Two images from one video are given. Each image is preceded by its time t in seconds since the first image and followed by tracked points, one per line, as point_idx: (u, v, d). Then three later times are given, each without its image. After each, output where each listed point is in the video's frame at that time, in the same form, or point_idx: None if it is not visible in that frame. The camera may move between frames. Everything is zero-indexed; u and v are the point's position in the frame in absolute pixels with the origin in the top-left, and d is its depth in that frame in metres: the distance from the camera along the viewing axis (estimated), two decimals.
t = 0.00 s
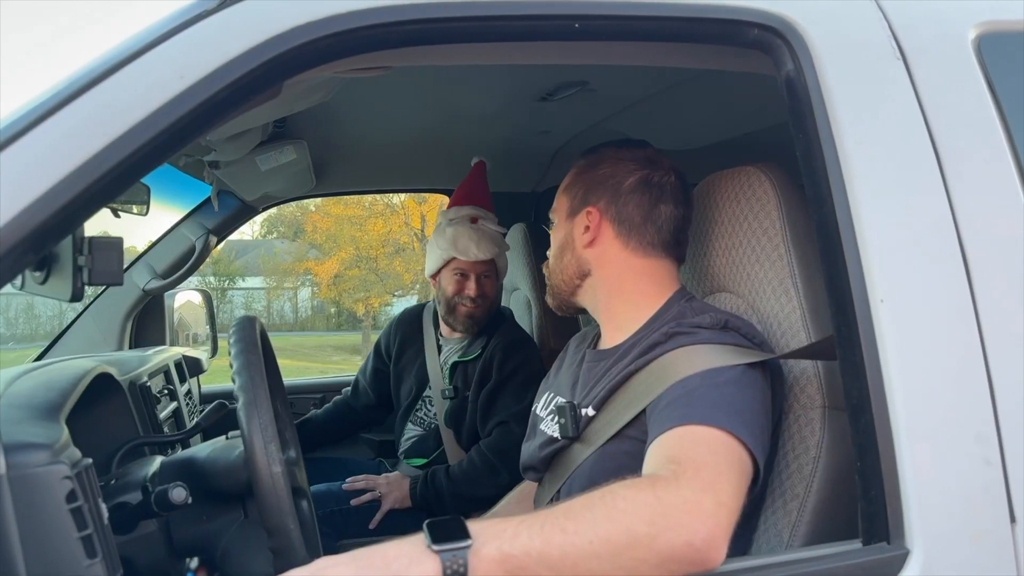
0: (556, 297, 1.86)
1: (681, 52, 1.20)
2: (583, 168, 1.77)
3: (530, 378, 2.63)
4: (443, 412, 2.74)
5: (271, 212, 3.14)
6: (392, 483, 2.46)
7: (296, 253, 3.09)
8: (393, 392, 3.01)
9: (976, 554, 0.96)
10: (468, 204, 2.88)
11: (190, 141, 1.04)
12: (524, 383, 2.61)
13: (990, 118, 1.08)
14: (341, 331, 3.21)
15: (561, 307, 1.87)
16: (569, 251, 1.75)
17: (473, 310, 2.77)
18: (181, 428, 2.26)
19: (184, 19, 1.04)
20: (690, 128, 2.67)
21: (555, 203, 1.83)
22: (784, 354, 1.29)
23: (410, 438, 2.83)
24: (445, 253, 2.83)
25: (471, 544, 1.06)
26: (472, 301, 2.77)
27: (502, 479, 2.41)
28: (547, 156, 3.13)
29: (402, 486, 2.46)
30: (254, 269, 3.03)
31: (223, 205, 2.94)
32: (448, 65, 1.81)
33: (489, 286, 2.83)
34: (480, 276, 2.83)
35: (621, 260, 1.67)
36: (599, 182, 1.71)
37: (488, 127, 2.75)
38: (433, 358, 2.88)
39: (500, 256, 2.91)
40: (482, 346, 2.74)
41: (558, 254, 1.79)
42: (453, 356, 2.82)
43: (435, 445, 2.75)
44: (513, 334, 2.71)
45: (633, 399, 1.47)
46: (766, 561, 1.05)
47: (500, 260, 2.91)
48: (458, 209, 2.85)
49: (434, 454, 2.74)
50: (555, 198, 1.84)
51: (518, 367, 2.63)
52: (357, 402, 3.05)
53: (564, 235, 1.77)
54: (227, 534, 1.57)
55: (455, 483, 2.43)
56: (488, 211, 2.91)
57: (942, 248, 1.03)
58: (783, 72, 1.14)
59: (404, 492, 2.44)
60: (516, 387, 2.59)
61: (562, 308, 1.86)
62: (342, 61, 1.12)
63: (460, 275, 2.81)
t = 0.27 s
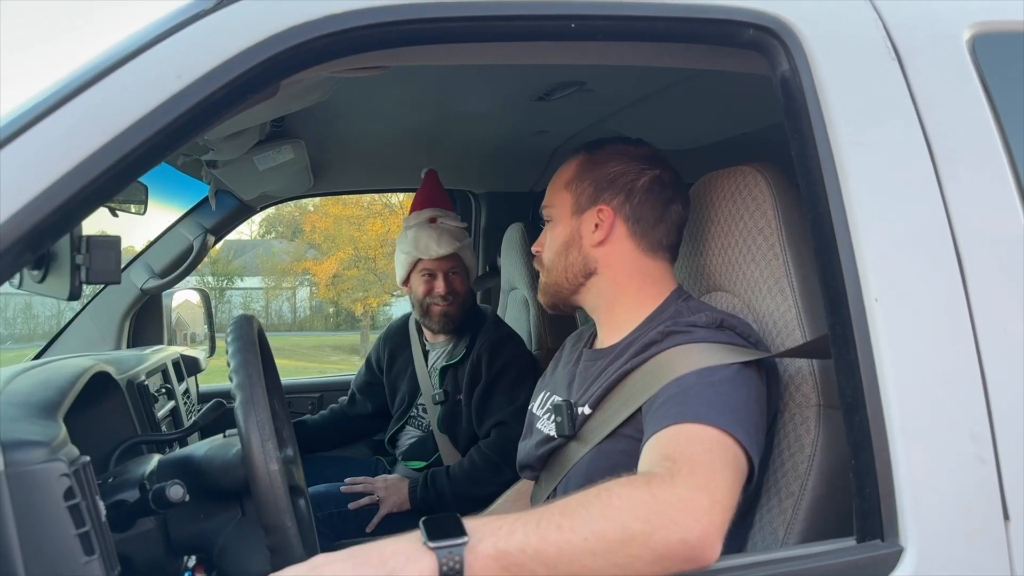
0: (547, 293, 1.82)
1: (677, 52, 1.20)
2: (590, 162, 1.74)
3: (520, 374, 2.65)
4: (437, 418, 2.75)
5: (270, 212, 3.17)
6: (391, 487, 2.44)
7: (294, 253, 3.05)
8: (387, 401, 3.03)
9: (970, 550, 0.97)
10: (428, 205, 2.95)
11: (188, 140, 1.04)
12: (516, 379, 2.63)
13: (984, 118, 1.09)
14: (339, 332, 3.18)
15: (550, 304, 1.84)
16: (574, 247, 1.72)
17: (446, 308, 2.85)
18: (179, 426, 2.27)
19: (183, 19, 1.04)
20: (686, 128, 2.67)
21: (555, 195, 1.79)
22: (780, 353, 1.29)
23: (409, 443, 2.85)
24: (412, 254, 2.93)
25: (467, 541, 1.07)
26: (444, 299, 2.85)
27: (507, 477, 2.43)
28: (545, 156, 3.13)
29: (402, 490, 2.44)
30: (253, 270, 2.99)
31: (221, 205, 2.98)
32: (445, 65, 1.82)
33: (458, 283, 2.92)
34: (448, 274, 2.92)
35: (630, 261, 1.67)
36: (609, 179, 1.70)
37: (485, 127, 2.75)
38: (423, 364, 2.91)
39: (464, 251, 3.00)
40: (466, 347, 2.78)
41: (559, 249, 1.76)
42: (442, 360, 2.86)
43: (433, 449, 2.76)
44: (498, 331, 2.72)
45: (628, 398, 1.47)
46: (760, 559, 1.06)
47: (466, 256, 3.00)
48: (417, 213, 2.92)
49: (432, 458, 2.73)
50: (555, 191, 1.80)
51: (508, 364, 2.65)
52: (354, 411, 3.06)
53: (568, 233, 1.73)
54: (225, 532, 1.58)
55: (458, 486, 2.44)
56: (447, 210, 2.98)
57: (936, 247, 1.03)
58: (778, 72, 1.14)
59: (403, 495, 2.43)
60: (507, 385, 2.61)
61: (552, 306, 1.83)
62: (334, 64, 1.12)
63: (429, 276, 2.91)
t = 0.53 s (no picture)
0: (550, 290, 1.79)
1: (677, 52, 1.20)
2: (603, 159, 1.72)
3: (504, 353, 2.62)
4: (423, 405, 2.77)
5: (269, 211, 3.16)
6: (389, 481, 2.47)
7: (293, 252, 3.06)
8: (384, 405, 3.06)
9: (971, 549, 0.97)
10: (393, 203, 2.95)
11: (191, 140, 1.04)
12: (499, 358, 2.60)
13: (984, 118, 1.09)
14: (339, 331, 3.20)
15: (549, 301, 1.81)
16: (588, 247, 1.70)
17: (419, 302, 2.87)
18: (179, 426, 2.27)
19: (185, 19, 1.04)
20: (686, 127, 2.67)
21: (563, 190, 1.75)
22: (781, 353, 1.29)
23: (404, 439, 2.85)
24: (380, 252, 2.92)
25: (470, 539, 1.07)
26: (415, 294, 2.87)
27: (503, 460, 2.44)
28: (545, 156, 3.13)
29: (400, 481, 2.47)
30: (251, 269, 3.00)
31: (222, 204, 2.96)
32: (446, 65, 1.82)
33: (429, 274, 2.93)
34: (418, 267, 2.93)
35: (644, 264, 1.67)
36: (625, 180, 1.69)
37: (485, 127, 2.76)
38: (410, 358, 2.95)
39: (433, 243, 2.98)
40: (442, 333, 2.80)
41: (569, 247, 1.73)
42: (423, 350, 2.87)
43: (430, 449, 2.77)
44: (477, 315, 2.72)
45: (630, 398, 1.48)
46: (761, 557, 1.06)
47: (435, 247, 2.99)
48: (381, 212, 2.93)
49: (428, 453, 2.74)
50: (562, 185, 1.76)
51: (488, 345, 2.62)
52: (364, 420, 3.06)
53: (580, 232, 1.71)
54: (228, 531, 1.58)
55: (454, 469, 2.44)
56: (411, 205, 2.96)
57: (938, 248, 1.04)
58: (779, 72, 1.15)
59: (402, 486, 2.46)
60: (491, 365, 2.58)
61: (552, 303, 1.80)
62: (352, 58, 1.13)
63: (399, 271, 2.91)
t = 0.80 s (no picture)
0: (554, 291, 1.76)
1: (680, 53, 1.21)
2: (613, 160, 1.70)
3: (503, 357, 2.61)
4: (422, 405, 2.78)
5: (269, 211, 3.16)
6: (395, 480, 2.47)
7: (291, 253, 3.05)
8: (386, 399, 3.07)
9: (973, 549, 0.97)
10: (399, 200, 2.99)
11: (195, 141, 1.05)
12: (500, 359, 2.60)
13: (986, 119, 1.10)
14: (337, 332, 3.19)
15: (552, 303, 1.78)
16: (598, 249, 1.69)
17: (419, 300, 2.90)
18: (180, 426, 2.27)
19: (189, 20, 1.04)
20: (687, 127, 2.67)
21: (572, 190, 1.72)
22: (783, 353, 1.29)
23: (404, 437, 2.87)
24: (382, 249, 2.96)
25: (473, 539, 1.08)
26: (416, 291, 2.90)
27: (504, 461, 2.43)
28: (545, 156, 3.13)
29: (405, 482, 2.47)
30: (250, 270, 3.00)
31: (222, 204, 2.96)
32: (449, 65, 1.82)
33: (430, 273, 2.95)
34: (420, 265, 2.95)
35: (654, 267, 1.68)
36: (636, 182, 1.69)
37: (486, 127, 2.76)
38: (411, 355, 2.96)
39: (437, 241, 3.02)
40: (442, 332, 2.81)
41: (578, 249, 1.71)
42: (423, 348, 2.89)
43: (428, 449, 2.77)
44: (477, 316, 2.73)
45: (633, 398, 1.48)
46: (764, 558, 1.06)
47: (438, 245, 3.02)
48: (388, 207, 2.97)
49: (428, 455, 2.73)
50: (570, 185, 1.73)
51: (486, 348, 2.63)
52: (369, 415, 3.07)
53: (590, 233, 1.69)
54: (230, 533, 1.57)
55: (457, 471, 2.44)
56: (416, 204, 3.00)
57: (940, 249, 1.04)
58: (781, 73, 1.15)
59: (407, 487, 2.46)
60: (490, 370, 2.59)
61: (555, 305, 1.77)
62: (341, 62, 1.13)
63: (400, 268, 2.94)
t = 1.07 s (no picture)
0: (562, 290, 1.71)
1: (682, 52, 1.21)
2: (627, 158, 1.68)
3: (519, 395, 2.58)
4: (429, 426, 2.72)
5: (269, 211, 3.15)
6: (394, 484, 2.46)
7: (291, 253, 3.03)
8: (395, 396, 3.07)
9: (976, 549, 0.97)
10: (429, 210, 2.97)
11: (196, 138, 1.04)
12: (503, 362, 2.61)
13: (989, 117, 1.09)
14: (336, 332, 3.16)
15: (557, 302, 1.73)
16: (612, 248, 1.67)
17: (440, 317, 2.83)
18: (181, 425, 2.26)
19: (191, 17, 1.04)
20: (688, 126, 2.67)
21: (585, 187, 1.68)
22: (786, 352, 1.29)
23: (410, 439, 2.86)
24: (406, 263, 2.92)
25: (476, 538, 1.07)
26: (437, 308, 2.83)
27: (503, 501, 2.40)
28: (545, 155, 3.13)
29: (404, 485, 2.47)
30: (250, 270, 2.99)
31: (222, 204, 2.96)
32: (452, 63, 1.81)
33: (453, 290, 2.89)
34: (443, 282, 2.89)
35: (663, 268, 1.69)
36: (649, 182, 1.68)
37: (486, 126, 2.75)
38: (424, 365, 2.93)
39: (465, 258, 2.96)
40: (461, 359, 2.75)
41: (591, 247, 1.67)
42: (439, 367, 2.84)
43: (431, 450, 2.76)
44: (497, 348, 2.66)
45: (635, 397, 1.48)
46: (767, 557, 1.06)
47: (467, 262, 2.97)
48: (415, 218, 2.94)
49: (429, 458, 2.73)
50: (582, 181, 1.68)
51: (504, 385, 2.59)
52: (378, 411, 3.09)
53: (605, 231, 1.66)
54: (232, 532, 1.58)
55: (457, 498, 2.42)
56: (447, 215, 2.98)
57: (943, 246, 1.04)
58: (783, 71, 1.14)
59: (406, 494, 2.45)
60: (504, 408, 2.55)
61: (560, 304, 1.73)
62: (343, 60, 1.12)
63: (423, 283, 2.89)
